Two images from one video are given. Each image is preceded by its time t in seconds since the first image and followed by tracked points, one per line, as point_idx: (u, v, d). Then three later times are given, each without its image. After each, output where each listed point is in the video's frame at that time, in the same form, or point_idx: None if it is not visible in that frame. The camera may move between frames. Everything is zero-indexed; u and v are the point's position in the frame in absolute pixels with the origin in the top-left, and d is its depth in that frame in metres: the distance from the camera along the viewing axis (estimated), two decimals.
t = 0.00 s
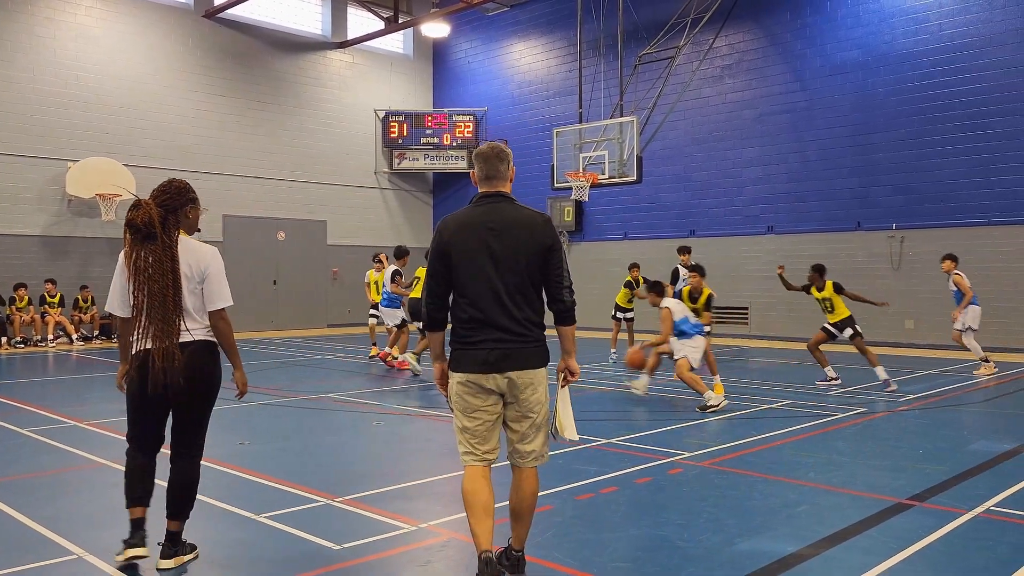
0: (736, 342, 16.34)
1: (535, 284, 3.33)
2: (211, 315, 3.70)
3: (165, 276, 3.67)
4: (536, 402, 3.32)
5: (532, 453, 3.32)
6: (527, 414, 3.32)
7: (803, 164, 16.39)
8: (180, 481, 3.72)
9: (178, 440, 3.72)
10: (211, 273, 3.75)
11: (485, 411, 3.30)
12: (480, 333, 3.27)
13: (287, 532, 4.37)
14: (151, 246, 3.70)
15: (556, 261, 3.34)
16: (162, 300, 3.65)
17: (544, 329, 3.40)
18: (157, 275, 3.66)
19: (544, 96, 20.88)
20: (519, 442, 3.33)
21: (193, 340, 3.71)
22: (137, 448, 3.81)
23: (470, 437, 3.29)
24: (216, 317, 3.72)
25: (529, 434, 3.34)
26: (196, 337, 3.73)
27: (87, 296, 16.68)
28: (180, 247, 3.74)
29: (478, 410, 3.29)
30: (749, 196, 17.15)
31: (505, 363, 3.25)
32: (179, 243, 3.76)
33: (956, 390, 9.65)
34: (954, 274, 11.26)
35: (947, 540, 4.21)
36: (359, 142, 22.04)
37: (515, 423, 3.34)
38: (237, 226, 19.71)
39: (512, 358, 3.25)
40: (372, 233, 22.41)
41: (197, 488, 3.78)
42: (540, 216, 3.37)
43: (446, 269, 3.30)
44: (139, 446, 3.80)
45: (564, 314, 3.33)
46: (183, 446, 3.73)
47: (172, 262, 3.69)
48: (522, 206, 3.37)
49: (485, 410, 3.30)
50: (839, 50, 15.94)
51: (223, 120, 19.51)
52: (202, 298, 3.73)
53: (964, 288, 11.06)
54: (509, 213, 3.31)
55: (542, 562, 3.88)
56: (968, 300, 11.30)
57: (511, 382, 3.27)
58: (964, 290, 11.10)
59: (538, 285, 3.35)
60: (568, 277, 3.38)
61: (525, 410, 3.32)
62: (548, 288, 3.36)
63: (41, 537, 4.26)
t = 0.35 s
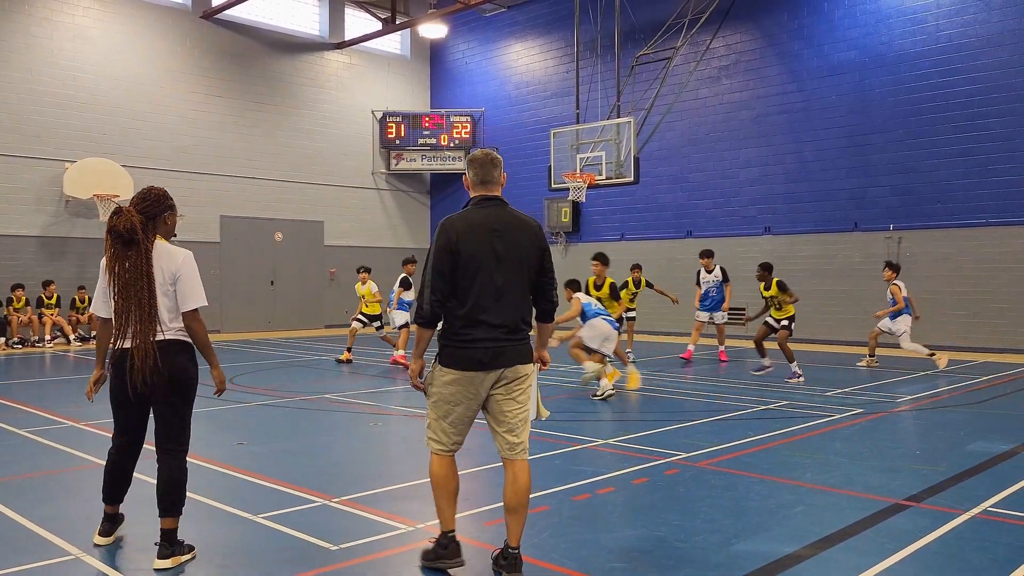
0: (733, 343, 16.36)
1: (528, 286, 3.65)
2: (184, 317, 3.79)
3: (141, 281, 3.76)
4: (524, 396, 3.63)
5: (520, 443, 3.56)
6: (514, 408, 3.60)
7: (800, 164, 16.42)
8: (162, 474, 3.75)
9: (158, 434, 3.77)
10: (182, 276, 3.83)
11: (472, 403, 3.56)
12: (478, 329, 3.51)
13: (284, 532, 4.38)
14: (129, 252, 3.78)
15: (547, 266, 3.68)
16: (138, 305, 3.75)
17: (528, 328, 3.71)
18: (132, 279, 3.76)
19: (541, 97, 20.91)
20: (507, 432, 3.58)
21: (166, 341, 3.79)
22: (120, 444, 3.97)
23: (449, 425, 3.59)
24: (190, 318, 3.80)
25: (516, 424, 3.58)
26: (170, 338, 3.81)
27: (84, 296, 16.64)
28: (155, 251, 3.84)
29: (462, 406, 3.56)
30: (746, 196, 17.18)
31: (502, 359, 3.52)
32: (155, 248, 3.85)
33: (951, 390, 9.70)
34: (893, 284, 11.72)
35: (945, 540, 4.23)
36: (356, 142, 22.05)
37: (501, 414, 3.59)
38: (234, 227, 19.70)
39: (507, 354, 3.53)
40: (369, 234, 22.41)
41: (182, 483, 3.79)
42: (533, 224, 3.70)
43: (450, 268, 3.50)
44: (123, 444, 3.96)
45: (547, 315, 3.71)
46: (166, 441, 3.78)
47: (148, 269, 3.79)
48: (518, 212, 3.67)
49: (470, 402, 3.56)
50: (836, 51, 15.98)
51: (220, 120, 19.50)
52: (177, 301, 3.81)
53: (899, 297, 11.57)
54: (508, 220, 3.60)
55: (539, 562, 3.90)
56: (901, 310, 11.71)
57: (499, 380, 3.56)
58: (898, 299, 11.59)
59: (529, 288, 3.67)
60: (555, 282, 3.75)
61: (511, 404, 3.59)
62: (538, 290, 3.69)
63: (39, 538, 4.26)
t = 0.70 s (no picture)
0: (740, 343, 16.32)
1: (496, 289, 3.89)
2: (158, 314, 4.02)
3: (122, 279, 4.05)
4: (497, 388, 3.81)
5: (497, 429, 3.74)
6: (491, 402, 3.78)
7: (806, 164, 16.38)
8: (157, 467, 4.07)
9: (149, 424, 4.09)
10: (162, 275, 4.08)
11: (449, 402, 3.76)
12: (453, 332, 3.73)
13: (289, 531, 4.39)
14: (112, 251, 4.06)
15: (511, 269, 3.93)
16: (117, 301, 4.03)
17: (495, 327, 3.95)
18: (114, 277, 4.05)
19: (546, 97, 20.91)
20: (485, 422, 3.75)
21: (142, 337, 4.04)
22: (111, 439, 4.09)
23: (430, 424, 3.78)
24: (163, 315, 4.01)
25: (491, 415, 3.76)
26: (146, 334, 4.05)
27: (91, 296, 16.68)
28: (139, 251, 4.13)
29: (438, 404, 3.76)
30: (753, 196, 17.14)
31: (476, 358, 3.75)
32: (140, 248, 4.15)
33: (958, 391, 9.67)
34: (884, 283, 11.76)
35: (952, 542, 4.21)
36: (362, 142, 22.08)
37: (477, 409, 3.77)
38: (240, 227, 19.74)
39: (481, 353, 3.76)
40: (375, 234, 22.44)
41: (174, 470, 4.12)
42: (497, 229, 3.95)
43: (424, 275, 3.68)
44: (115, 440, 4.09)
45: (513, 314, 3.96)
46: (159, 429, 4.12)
47: (129, 267, 4.08)
48: (482, 219, 3.90)
49: (449, 402, 3.77)
50: (843, 50, 15.93)
51: (226, 121, 19.56)
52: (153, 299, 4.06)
53: (893, 294, 11.62)
54: (474, 226, 3.82)
55: (543, 562, 3.90)
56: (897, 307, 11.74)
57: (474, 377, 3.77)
58: (893, 297, 11.64)
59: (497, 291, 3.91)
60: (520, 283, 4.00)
61: (487, 398, 3.78)
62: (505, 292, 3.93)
63: (46, 536, 4.28)
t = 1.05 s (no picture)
0: (747, 343, 16.28)
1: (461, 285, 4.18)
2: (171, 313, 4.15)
3: (136, 280, 4.17)
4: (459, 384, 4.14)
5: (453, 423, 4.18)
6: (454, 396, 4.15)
7: (814, 164, 16.35)
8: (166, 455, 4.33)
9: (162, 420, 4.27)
10: (173, 277, 4.20)
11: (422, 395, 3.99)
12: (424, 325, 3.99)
13: (298, 531, 4.41)
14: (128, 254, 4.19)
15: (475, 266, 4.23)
16: (131, 301, 4.16)
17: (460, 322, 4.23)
18: (129, 277, 4.17)
19: (553, 97, 20.92)
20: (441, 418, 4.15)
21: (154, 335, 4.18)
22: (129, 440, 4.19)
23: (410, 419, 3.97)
24: (176, 315, 4.15)
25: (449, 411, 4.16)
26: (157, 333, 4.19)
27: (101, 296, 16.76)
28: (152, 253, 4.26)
29: (417, 395, 3.98)
30: (760, 196, 17.11)
31: (446, 350, 4.02)
32: (153, 251, 4.28)
33: (967, 391, 9.65)
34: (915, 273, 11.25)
35: (962, 543, 4.20)
36: (369, 143, 22.12)
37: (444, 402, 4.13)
38: (248, 227, 19.80)
39: (450, 346, 4.04)
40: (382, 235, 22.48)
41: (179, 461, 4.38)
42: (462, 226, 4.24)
43: (392, 271, 3.97)
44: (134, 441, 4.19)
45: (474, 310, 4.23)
46: (166, 425, 4.27)
47: (144, 269, 4.21)
48: (447, 217, 4.19)
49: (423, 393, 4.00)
50: (851, 50, 15.89)
51: (235, 122, 19.64)
52: (166, 299, 4.20)
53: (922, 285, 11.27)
54: (439, 225, 4.10)
55: (551, 562, 3.92)
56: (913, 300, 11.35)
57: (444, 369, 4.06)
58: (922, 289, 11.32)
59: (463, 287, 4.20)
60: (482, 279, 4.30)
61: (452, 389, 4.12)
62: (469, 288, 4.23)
63: (57, 535, 4.32)
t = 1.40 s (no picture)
0: (753, 343, 16.24)
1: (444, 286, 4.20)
2: (191, 311, 4.35)
3: (154, 279, 4.29)
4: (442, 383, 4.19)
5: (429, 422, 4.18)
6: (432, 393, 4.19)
7: (819, 164, 16.32)
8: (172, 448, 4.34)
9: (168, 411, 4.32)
10: (191, 275, 4.38)
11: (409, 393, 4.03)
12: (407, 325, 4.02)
13: (304, 531, 4.40)
14: (144, 253, 4.30)
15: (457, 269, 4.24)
16: (150, 299, 4.26)
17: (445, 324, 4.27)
18: (146, 276, 4.28)
19: (558, 97, 20.92)
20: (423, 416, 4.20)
21: (176, 329, 4.33)
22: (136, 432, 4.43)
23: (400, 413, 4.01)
24: (196, 312, 4.35)
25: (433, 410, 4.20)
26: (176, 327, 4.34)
27: (107, 296, 16.80)
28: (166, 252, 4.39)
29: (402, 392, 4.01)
30: (765, 196, 17.08)
31: (427, 350, 4.06)
32: (166, 250, 4.41)
33: (973, 391, 9.62)
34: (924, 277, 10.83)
35: (968, 543, 4.19)
36: (375, 143, 22.13)
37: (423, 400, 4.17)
38: (253, 227, 19.86)
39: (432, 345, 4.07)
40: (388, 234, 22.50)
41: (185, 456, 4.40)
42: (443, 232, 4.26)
43: (375, 273, 4.01)
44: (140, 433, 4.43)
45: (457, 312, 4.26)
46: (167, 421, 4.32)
47: (160, 268, 4.34)
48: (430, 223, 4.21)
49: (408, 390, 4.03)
50: (857, 50, 15.85)
51: (241, 122, 19.68)
52: (185, 297, 4.36)
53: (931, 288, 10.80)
54: (424, 229, 4.14)
55: (557, 562, 3.92)
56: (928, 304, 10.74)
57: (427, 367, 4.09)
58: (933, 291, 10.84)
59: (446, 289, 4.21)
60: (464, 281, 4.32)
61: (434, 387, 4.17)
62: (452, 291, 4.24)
63: (63, 534, 4.33)
